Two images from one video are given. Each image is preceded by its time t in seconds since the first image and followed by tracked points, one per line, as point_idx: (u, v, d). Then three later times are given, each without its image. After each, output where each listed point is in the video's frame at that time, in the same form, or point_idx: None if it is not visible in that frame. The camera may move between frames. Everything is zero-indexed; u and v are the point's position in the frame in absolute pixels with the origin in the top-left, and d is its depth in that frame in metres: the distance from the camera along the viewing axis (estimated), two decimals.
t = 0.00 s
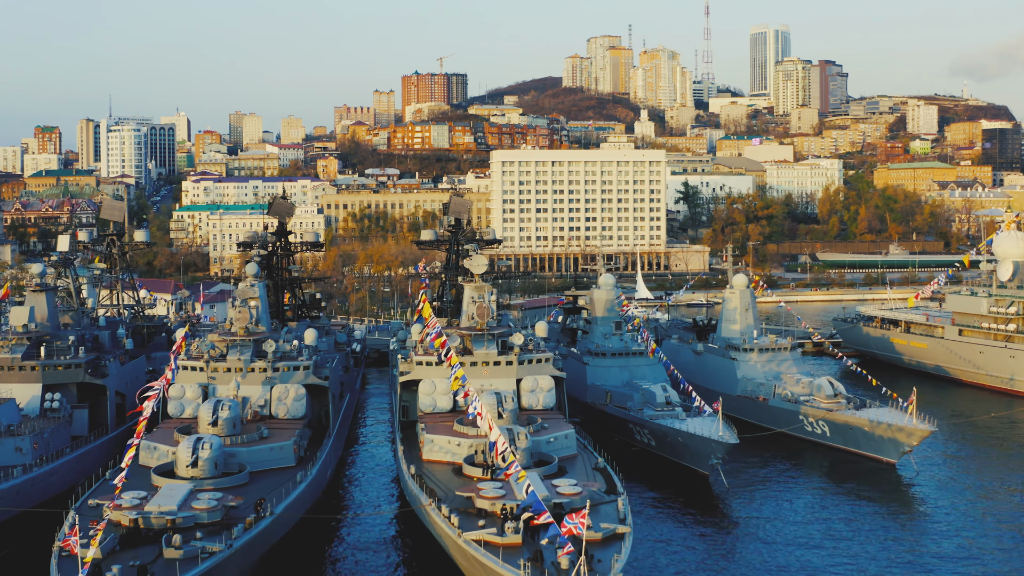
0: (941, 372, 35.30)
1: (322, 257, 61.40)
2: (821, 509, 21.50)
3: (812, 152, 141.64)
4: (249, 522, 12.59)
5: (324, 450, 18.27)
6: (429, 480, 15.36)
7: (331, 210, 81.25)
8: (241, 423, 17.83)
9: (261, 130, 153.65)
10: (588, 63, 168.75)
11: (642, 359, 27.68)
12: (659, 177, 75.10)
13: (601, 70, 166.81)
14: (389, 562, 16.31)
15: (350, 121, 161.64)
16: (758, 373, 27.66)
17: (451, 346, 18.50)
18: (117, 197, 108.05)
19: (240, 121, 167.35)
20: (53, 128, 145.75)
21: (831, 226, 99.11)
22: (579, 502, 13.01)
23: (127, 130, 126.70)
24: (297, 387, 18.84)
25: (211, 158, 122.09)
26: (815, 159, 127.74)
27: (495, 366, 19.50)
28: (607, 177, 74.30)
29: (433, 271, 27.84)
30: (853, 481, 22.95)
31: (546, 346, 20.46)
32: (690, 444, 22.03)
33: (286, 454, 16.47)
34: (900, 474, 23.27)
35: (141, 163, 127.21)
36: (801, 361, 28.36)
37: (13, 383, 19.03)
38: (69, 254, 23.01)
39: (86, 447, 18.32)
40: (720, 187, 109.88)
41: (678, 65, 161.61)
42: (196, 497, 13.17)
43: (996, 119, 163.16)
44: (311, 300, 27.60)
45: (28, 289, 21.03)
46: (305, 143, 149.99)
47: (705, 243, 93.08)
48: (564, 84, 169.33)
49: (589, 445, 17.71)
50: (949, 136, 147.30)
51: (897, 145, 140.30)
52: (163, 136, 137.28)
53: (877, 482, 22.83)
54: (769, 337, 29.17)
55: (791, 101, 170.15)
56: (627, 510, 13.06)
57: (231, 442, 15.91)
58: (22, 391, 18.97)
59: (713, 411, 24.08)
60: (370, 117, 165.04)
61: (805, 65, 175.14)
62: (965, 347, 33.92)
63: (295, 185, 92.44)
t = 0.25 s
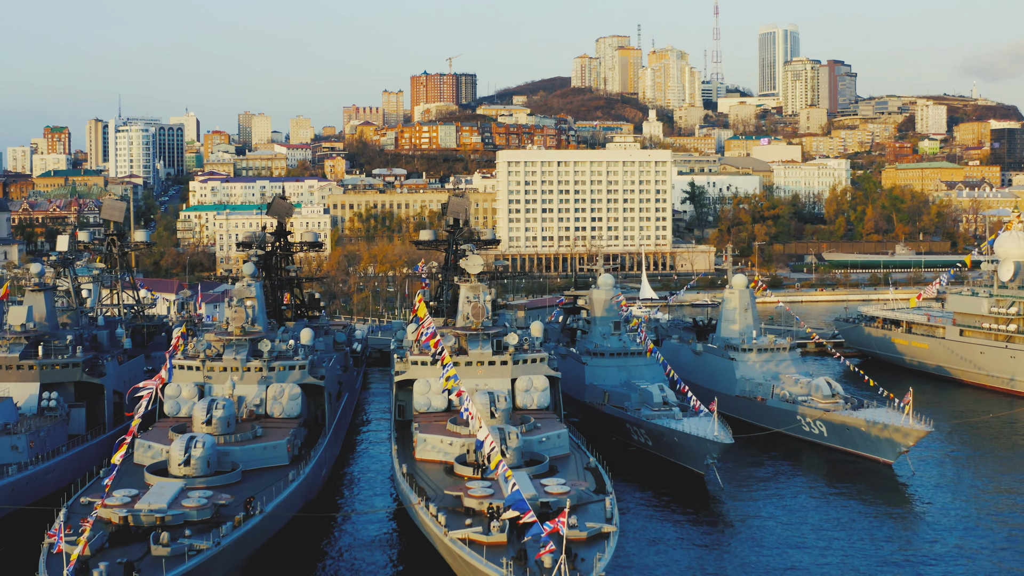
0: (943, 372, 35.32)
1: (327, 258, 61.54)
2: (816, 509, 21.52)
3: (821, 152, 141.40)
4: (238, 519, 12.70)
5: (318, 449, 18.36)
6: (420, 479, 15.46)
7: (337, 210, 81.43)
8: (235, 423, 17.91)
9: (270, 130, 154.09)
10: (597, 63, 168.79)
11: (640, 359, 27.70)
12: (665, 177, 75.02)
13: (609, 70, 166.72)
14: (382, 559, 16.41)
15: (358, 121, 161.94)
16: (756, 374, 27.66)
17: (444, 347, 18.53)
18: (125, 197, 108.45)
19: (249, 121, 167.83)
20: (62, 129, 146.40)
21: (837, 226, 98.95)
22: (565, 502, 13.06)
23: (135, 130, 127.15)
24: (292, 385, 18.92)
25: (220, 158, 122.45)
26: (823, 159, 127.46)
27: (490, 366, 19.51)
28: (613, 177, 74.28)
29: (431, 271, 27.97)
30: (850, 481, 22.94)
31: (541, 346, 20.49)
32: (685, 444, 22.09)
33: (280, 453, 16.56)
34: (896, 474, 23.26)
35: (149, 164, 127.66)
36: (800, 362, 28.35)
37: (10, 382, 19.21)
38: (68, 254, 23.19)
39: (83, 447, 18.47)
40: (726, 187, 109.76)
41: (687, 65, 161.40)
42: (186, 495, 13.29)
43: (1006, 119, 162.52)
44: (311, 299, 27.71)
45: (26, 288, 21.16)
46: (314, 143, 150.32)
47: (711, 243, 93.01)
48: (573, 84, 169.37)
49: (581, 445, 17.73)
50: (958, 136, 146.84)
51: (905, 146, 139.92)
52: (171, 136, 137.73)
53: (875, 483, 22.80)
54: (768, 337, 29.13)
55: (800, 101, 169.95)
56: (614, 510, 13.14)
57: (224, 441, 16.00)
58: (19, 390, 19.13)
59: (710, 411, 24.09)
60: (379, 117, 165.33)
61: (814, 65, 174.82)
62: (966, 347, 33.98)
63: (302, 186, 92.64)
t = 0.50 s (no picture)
0: (943, 372, 35.34)
1: (331, 258, 61.62)
2: (810, 509, 21.54)
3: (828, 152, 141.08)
4: (227, 517, 12.82)
5: (312, 448, 18.48)
6: (411, 477, 15.53)
7: (342, 210, 81.58)
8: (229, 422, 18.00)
9: (277, 130, 154.42)
10: (604, 63, 168.63)
11: (638, 359, 27.73)
12: (670, 177, 74.97)
13: (617, 70, 166.55)
14: (375, 555, 16.54)
15: (366, 121, 162.20)
16: (754, 373, 27.68)
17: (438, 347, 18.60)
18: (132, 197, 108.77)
19: (257, 121, 168.27)
20: (71, 129, 147.04)
21: (843, 226, 98.74)
22: (552, 500, 13.08)
23: (142, 130, 127.51)
24: (287, 385, 19.01)
25: (227, 158, 122.76)
26: (830, 159, 127.13)
27: (483, 365, 19.58)
28: (618, 178, 74.26)
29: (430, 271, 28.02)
30: (845, 481, 22.97)
31: (536, 346, 20.54)
32: (680, 444, 22.14)
33: (272, 451, 16.64)
34: (892, 474, 23.28)
35: (156, 163, 128.03)
36: (798, 361, 28.35)
37: (7, 381, 19.35)
38: (66, 254, 23.33)
39: (78, 445, 18.61)
40: (732, 187, 109.63)
41: (695, 65, 161.16)
42: (176, 493, 13.38)
43: (1014, 118, 161.89)
44: (310, 299, 27.84)
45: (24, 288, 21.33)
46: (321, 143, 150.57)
47: (716, 242, 92.92)
48: (581, 84, 169.24)
49: (574, 445, 17.78)
50: (966, 135, 146.25)
51: (913, 145, 139.52)
52: (179, 136, 138.12)
53: (871, 483, 22.82)
54: (767, 336, 29.14)
55: (808, 101, 169.65)
56: (602, 510, 13.15)
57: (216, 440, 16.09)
58: (16, 389, 19.27)
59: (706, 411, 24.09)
60: (386, 117, 165.55)
61: (822, 65, 174.51)
62: (966, 347, 34.00)
63: (308, 186, 92.82)
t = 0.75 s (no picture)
0: (942, 372, 35.32)
1: (334, 258, 61.70)
2: (804, 509, 21.55)
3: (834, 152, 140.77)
4: (214, 515, 12.94)
5: (305, 447, 18.57)
6: (400, 476, 15.60)
7: (346, 210, 81.71)
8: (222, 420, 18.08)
9: (284, 130, 154.71)
10: (611, 63, 168.46)
11: (634, 359, 27.76)
12: (674, 177, 74.88)
13: (624, 70, 166.38)
14: (367, 555, 16.58)
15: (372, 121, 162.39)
16: (750, 374, 27.68)
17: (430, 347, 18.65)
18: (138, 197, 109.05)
19: (264, 121, 168.61)
20: (78, 129, 147.55)
21: (847, 226, 98.53)
22: (537, 498, 13.12)
23: (148, 130, 127.82)
24: (280, 384, 19.09)
25: (233, 158, 123.00)
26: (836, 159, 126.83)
27: (476, 365, 19.61)
28: (622, 178, 74.22)
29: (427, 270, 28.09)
30: (840, 481, 22.97)
31: (529, 346, 20.59)
32: (674, 443, 22.17)
33: (264, 450, 16.72)
34: (886, 474, 23.28)
35: (162, 163, 128.36)
36: (795, 362, 28.33)
37: (4, 380, 19.48)
38: (64, 254, 23.38)
39: (72, 444, 18.72)
40: (737, 187, 109.51)
41: (701, 64, 160.95)
42: (165, 492, 13.48)
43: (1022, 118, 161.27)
44: (308, 299, 27.98)
45: (21, 288, 21.48)
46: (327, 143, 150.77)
47: (720, 242, 92.81)
48: (587, 83, 169.14)
49: (565, 444, 17.83)
50: (973, 135, 145.72)
51: (920, 145, 139.13)
52: (185, 136, 138.44)
53: (865, 483, 22.83)
54: (764, 336, 29.13)
55: (815, 101, 169.35)
56: (587, 508, 13.18)
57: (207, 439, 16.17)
58: (12, 388, 19.40)
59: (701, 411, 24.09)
60: (393, 118, 165.69)
61: (829, 64, 174.22)
62: (965, 348, 33.97)
63: (313, 186, 92.97)
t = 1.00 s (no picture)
0: (941, 373, 35.24)
1: (338, 258, 61.77)
2: (798, 509, 21.55)
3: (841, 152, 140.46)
4: (202, 513, 13.04)
5: (298, 446, 18.63)
6: (390, 475, 15.65)
7: (351, 210, 81.81)
8: (215, 420, 18.18)
9: (291, 130, 154.99)
10: (618, 63, 168.34)
11: (631, 359, 27.80)
12: (677, 176, 74.83)
13: (631, 70, 166.18)
14: (361, 554, 16.62)
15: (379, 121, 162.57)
16: (747, 373, 27.69)
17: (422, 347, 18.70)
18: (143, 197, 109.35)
19: (271, 122, 168.95)
20: (85, 129, 148.07)
21: (852, 226, 98.30)
22: (522, 498, 13.18)
23: (154, 130, 128.13)
24: (274, 384, 19.19)
25: (239, 158, 123.24)
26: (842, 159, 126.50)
27: (469, 365, 19.66)
28: (625, 177, 74.23)
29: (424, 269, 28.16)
30: (834, 481, 22.97)
31: (523, 346, 20.65)
32: (668, 443, 22.22)
33: (255, 449, 16.82)
34: (880, 475, 23.29)
35: (168, 163, 128.63)
36: (792, 361, 28.33)
37: None
38: (61, 254, 23.50)
39: (66, 443, 18.83)
40: (741, 187, 109.42)
41: (708, 64, 160.73)
42: (153, 490, 13.56)
43: None
44: (306, 299, 28.09)
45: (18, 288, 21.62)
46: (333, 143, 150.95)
47: (724, 242, 92.69)
48: (594, 83, 169.03)
49: (555, 443, 17.88)
50: (980, 135, 145.20)
51: (926, 145, 138.70)
52: (192, 136, 138.79)
53: (859, 483, 22.85)
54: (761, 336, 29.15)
55: (822, 101, 169.09)
56: (572, 509, 13.24)
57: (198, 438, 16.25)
58: (8, 387, 19.54)
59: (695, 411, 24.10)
60: (400, 118, 165.85)
61: (836, 64, 173.96)
62: (964, 348, 33.90)
63: (318, 186, 93.10)
